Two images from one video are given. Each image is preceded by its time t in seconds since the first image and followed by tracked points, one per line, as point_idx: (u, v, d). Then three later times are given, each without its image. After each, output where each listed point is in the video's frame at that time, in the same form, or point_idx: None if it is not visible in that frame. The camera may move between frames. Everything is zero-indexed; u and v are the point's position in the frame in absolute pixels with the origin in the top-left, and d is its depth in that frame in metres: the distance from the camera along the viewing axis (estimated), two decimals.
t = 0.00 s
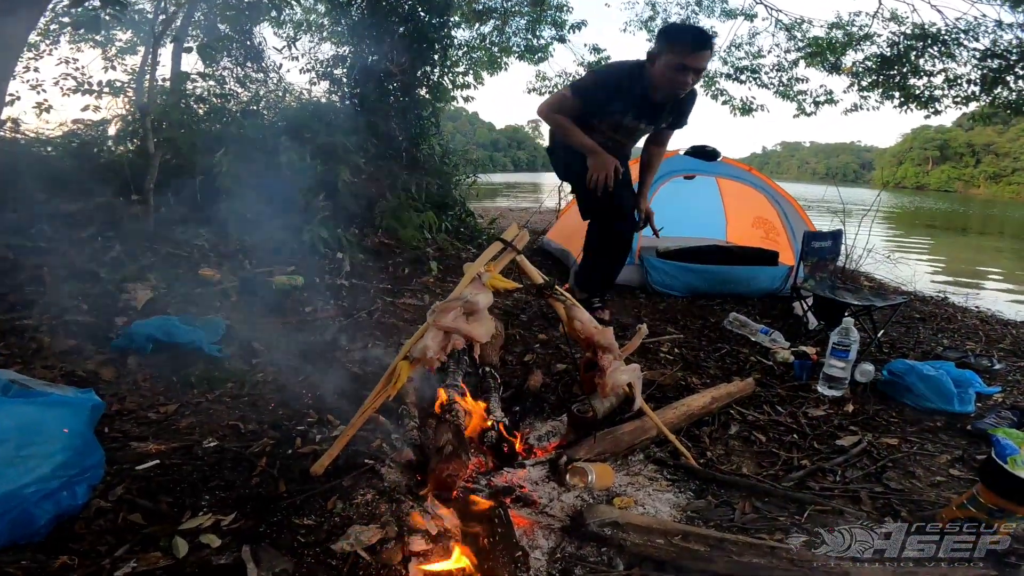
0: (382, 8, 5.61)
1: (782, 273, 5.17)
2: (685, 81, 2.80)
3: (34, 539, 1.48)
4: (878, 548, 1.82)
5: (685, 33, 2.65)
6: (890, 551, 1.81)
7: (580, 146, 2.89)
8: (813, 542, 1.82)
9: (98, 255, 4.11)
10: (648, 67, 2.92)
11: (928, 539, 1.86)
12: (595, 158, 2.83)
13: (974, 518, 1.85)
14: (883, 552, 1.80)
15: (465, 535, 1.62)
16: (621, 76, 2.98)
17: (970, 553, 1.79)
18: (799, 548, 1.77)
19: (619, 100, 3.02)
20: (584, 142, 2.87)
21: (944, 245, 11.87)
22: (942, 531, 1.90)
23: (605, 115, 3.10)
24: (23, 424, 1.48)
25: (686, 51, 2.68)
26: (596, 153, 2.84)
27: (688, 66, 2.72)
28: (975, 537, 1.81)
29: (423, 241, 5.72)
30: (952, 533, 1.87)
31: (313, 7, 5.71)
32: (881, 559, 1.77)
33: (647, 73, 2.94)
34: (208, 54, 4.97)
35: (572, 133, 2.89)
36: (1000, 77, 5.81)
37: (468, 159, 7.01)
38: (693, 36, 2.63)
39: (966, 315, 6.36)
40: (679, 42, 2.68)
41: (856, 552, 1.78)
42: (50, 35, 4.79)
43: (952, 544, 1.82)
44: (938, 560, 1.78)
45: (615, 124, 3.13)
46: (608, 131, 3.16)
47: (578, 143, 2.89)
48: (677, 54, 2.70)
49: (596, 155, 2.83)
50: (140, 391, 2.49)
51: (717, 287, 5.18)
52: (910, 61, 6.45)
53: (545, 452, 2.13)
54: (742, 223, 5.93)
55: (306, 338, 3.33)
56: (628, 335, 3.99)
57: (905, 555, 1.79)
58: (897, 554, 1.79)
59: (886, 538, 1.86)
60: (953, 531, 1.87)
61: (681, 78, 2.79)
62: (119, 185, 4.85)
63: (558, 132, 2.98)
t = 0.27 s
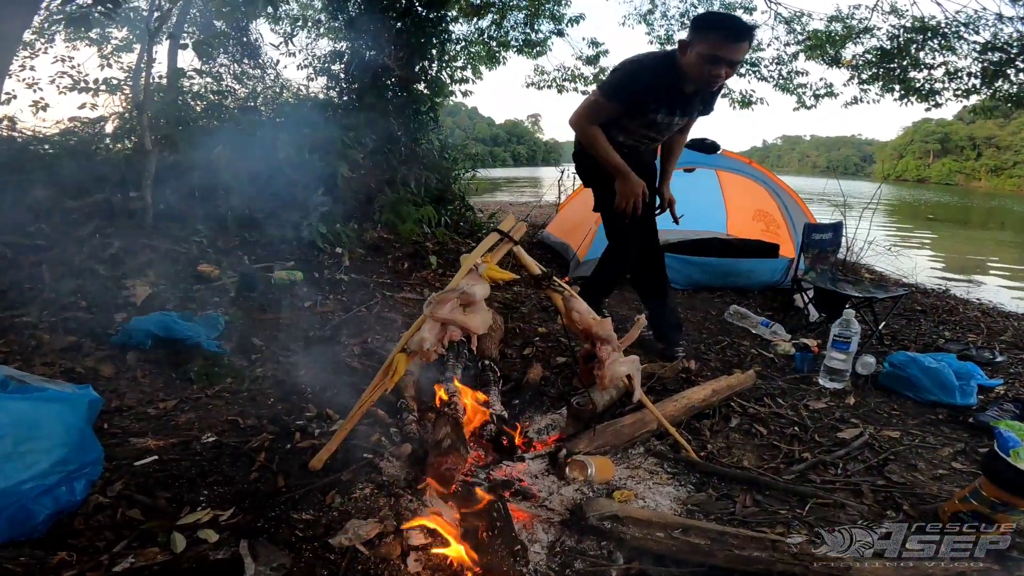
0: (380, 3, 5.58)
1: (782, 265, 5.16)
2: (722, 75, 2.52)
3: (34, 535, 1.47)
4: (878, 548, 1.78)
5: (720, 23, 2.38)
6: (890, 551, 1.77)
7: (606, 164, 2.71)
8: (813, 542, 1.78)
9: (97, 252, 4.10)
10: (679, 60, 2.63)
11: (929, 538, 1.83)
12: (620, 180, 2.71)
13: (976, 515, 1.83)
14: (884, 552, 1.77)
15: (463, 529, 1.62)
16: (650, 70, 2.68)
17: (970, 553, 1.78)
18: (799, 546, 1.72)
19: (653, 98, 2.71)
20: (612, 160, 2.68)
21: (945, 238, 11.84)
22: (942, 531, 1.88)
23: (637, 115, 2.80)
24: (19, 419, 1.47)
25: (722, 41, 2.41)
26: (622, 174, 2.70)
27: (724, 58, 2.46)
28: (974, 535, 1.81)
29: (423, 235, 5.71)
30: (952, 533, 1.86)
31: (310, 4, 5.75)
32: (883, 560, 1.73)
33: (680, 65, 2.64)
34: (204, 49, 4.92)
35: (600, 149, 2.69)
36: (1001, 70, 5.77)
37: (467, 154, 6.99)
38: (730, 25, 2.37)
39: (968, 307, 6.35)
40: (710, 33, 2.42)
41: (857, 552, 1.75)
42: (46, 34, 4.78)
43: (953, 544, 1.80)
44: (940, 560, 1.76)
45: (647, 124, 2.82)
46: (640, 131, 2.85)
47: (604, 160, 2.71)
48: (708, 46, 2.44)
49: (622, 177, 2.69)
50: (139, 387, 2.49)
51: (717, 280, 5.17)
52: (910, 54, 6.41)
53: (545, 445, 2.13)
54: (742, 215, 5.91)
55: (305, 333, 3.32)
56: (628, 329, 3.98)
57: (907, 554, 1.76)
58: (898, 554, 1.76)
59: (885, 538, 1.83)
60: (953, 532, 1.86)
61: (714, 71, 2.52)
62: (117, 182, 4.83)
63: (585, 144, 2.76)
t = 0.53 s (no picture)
0: (379, 3, 5.59)
1: (784, 264, 5.15)
2: (773, 90, 2.50)
3: (35, 538, 1.48)
4: (878, 548, 1.77)
5: (779, 36, 2.34)
6: (890, 551, 1.76)
7: (642, 185, 2.67)
8: (813, 542, 1.77)
9: (98, 254, 4.10)
10: (727, 71, 2.58)
11: (929, 539, 1.83)
12: (656, 202, 2.69)
13: (980, 515, 1.83)
14: (883, 551, 1.75)
15: (463, 531, 1.62)
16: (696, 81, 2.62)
17: (970, 554, 1.76)
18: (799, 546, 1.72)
19: (698, 111, 2.65)
20: (648, 182, 2.65)
21: (947, 236, 11.80)
22: (943, 531, 1.87)
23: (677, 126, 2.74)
24: (21, 423, 1.46)
25: (778, 55, 2.38)
26: (658, 197, 2.67)
27: (779, 73, 2.42)
28: (974, 536, 1.81)
29: (424, 235, 5.71)
30: (952, 534, 1.85)
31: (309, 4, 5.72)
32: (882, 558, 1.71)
33: (727, 76, 2.59)
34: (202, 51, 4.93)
35: (637, 170, 2.63)
36: (1002, 68, 5.75)
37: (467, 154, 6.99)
38: (790, 39, 2.34)
39: (970, 305, 6.33)
40: (768, 46, 2.38)
41: (857, 552, 1.74)
42: (47, 37, 4.79)
43: (952, 545, 1.79)
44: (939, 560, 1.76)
45: (688, 136, 2.77)
46: (679, 143, 2.80)
47: (640, 182, 2.67)
48: (764, 59, 2.41)
49: (658, 198, 2.67)
50: (140, 390, 2.49)
51: (718, 279, 5.16)
52: (910, 52, 6.39)
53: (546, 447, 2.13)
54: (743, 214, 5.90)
55: (305, 335, 3.32)
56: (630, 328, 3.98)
57: (905, 554, 1.74)
58: (897, 554, 1.74)
59: (885, 538, 1.82)
60: (953, 532, 1.86)
61: (765, 85, 2.48)
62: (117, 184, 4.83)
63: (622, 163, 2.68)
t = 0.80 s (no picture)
0: (379, 2, 5.57)
1: (787, 261, 5.12)
2: (816, 84, 2.46)
3: (33, 539, 1.46)
4: (878, 548, 1.76)
5: (835, 27, 2.29)
6: (890, 551, 1.75)
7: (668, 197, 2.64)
8: (813, 543, 1.72)
9: (98, 255, 4.08)
10: (775, 62, 2.54)
11: (928, 539, 1.82)
12: (679, 217, 2.65)
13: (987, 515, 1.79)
14: (882, 551, 1.74)
15: (465, 533, 1.61)
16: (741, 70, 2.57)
17: (969, 554, 1.73)
18: (798, 546, 1.64)
19: (738, 100, 2.60)
20: (673, 195, 2.62)
21: (950, 233, 11.75)
22: (943, 531, 1.85)
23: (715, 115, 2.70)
24: (20, 423, 1.45)
25: (830, 46, 2.32)
26: (681, 211, 2.64)
27: (828, 65, 2.37)
28: (976, 537, 1.79)
29: (425, 234, 5.69)
30: (952, 535, 1.82)
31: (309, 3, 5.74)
32: (881, 558, 1.70)
33: (770, 68, 2.56)
34: (201, 51, 5.03)
35: (666, 178, 2.60)
36: (1005, 64, 5.71)
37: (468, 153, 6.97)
38: (845, 31, 2.28)
39: (975, 302, 6.29)
40: (821, 37, 2.32)
41: (857, 552, 1.71)
42: (46, 38, 4.79)
43: (952, 544, 1.77)
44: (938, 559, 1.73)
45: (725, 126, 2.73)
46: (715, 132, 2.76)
47: (667, 192, 2.63)
48: (815, 49, 2.35)
49: (681, 214, 2.64)
50: (141, 390, 2.48)
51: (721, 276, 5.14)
52: (913, 48, 6.36)
53: (548, 446, 2.11)
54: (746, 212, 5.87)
55: (306, 334, 3.30)
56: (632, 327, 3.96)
57: (904, 554, 1.74)
58: (897, 554, 1.73)
59: (885, 538, 1.81)
60: (954, 532, 1.83)
61: (811, 77, 2.44)
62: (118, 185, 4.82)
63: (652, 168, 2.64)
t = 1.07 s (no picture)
0: None
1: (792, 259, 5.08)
2: (906, 80, 1.97)
3: (26, 540, 1.44)
4: (879, 548, 1.73)
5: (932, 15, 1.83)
6: (890, 551, 1.72)
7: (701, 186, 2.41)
8: (812, 542, 1.70)
9: (98, 251, 4.06)
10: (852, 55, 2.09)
11: (928, 539, 1.78)
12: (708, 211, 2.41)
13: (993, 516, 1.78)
14: (882, 552, 1.71)
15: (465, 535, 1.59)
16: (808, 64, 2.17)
17: (969, 553, 1.70)
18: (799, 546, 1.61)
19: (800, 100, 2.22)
20: (706, 186, 2.38)
21: (955, 232, 11.68)
22: (943, 531, 1.82)
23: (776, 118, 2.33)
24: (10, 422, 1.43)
25: (923, 38, 1.85)
26: (711, 204, 2.39)
27: (917, 62, 1.90)
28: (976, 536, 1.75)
29: (427, 231, 5.66)
30: (952, 535, 1.79)
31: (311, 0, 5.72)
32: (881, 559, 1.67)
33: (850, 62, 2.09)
34: (204, 48, 5.09)
35: (702, 165, 2.37)
36: (1013, 63, 5.65)
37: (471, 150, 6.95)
38: (943, 20, 1.81)
39: (980, 301, 6.24)
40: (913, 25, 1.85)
41: (857, 552, 1.69)
42: (48, 34, 4.77)
43: (952, 544, 1.74)
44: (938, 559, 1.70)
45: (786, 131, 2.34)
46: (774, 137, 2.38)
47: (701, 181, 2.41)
48: (904, 41, 1.89)
49: (710, 208, 2.39)
50: (139, 388, 2.46)
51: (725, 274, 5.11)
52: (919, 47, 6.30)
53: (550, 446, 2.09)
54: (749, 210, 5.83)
55: (306, 332, 3.28)
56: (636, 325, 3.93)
57: (905, 555, 1.71)
58: (898, 554, 1.70)
59: (885, 538, 1.78)
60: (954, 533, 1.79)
61: (896, 75, 1.97)
62: (119, 182, 4.80)
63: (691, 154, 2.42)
